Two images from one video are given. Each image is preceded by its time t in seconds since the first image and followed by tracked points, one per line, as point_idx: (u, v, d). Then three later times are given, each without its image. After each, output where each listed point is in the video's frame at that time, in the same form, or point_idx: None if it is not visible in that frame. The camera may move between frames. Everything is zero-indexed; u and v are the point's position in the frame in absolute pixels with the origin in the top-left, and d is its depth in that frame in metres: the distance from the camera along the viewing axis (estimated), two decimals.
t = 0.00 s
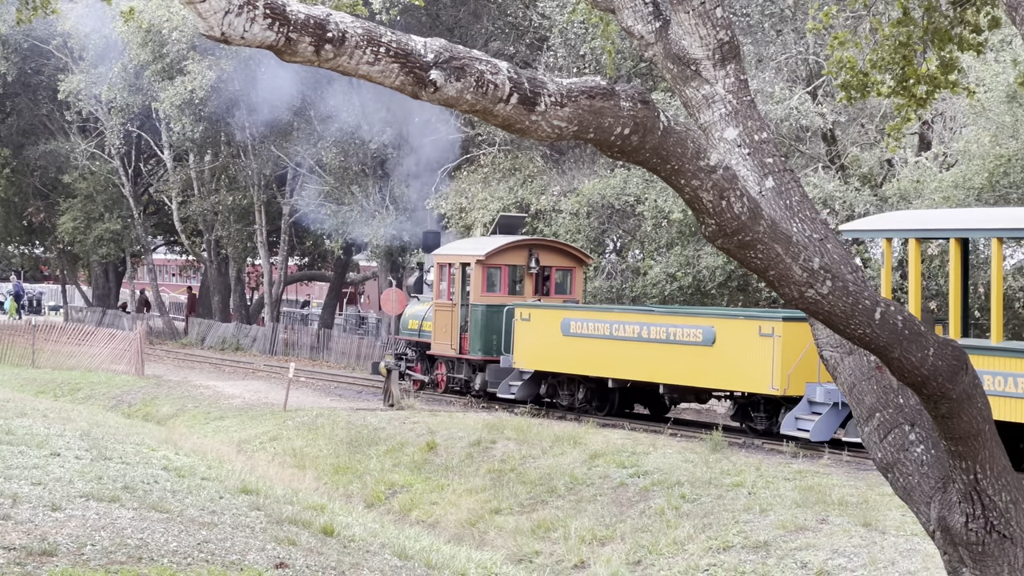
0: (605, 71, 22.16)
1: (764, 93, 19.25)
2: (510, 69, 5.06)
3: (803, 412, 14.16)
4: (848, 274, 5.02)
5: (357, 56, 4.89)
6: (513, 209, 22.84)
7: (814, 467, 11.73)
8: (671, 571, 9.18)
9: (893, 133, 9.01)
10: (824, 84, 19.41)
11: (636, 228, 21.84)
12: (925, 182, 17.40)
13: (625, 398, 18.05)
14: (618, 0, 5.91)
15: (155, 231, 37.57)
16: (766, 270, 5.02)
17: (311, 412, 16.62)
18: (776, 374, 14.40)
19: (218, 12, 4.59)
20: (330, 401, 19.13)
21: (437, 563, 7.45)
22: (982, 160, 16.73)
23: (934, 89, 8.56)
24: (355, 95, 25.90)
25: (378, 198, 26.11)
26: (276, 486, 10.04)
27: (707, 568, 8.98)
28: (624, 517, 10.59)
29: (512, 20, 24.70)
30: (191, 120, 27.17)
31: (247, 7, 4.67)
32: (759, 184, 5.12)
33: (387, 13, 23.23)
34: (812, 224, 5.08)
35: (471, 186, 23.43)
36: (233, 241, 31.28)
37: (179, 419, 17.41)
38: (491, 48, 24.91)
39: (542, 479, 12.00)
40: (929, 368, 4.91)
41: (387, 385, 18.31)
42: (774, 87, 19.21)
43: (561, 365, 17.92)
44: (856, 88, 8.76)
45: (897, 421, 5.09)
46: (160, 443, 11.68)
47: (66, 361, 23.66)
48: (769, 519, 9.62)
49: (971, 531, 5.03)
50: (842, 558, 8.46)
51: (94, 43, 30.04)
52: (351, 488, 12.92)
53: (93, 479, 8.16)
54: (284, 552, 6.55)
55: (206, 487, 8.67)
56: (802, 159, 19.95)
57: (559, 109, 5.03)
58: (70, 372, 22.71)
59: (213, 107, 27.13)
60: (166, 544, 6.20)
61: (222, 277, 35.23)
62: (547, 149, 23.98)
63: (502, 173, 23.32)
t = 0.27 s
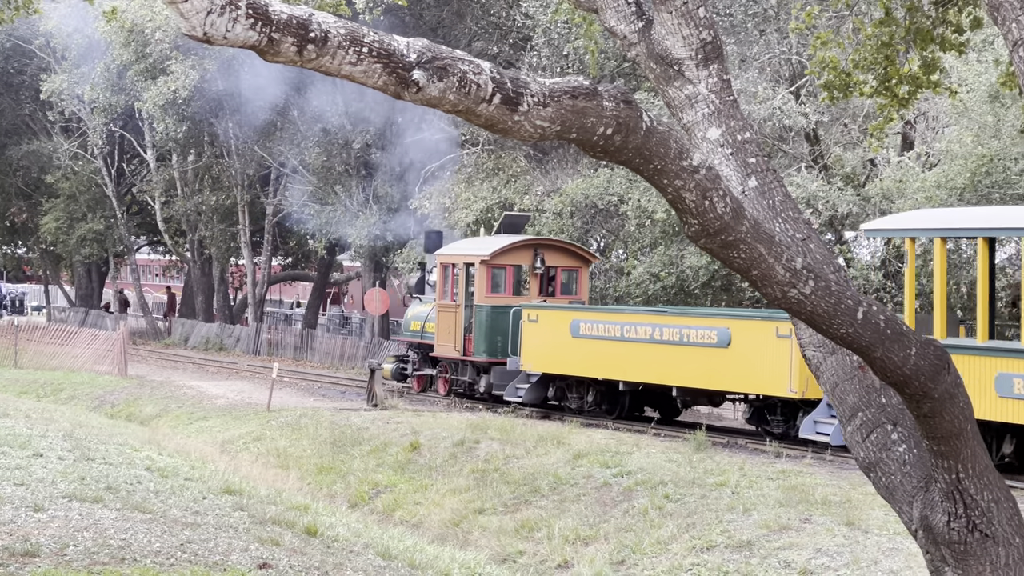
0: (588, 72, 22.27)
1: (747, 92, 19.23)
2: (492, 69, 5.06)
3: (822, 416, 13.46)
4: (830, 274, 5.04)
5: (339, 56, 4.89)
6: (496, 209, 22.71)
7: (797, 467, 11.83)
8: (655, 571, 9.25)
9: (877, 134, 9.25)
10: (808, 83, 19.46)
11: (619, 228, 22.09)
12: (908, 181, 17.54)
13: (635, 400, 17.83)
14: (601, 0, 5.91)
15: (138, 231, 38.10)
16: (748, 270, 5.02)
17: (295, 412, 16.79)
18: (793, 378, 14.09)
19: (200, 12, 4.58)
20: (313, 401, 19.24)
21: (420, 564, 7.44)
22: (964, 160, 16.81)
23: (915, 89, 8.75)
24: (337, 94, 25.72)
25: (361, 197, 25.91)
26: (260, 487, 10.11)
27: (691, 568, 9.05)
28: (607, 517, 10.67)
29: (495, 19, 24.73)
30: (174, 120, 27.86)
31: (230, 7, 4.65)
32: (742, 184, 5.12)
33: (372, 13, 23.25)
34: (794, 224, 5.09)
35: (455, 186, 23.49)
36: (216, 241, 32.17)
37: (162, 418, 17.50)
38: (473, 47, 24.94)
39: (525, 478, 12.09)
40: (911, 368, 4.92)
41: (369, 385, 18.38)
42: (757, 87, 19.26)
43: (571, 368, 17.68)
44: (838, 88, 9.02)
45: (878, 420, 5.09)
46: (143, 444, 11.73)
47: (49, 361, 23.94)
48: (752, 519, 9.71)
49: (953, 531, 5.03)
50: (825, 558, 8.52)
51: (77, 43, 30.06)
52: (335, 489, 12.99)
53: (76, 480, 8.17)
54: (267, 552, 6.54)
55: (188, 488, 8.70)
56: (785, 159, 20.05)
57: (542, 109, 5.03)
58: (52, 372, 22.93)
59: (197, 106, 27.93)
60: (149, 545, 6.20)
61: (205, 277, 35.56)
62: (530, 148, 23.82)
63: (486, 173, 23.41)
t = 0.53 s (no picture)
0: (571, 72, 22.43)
1: (729, 93, 19.26)
2: (473, 70, 5.06)
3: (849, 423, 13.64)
4: (812, 274, 5.04)
5: (320, 57, 4.89)
6: (479, 209, 23.07)
7: (780, 467, 11.97)
8: (638, 571, 9.33)
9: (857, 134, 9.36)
10: (790, 84, 19.51)
11: (601, 229, 22.25)
12: (890, 182, 17.72)
13: (646, 404, 17.55)
14: (583, 1, 5.92)
15: (121, 232, 38.36)
16: (730, 270, 5.03)
17: (277, 413, 16.96)
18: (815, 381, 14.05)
19: (181, 14, 4.58)
20: (296, 401, 19.44)
21: (403, 565, 7.42)
22: (947, 160, 16.92)
23: (896, 90, 8.84)
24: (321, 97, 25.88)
25: (344, 198, 26.18)
26: (243, 488, 10.19)
27: (673, 568, 9.13)
28: (591, 518, 10.75)
29: (478, 20, 24.86)
30: (158, 122, 27.86)
31: (211, 8, 4.66)
32: (723, 184, 5.13)
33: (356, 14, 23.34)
34: (776, 225, 5.09)
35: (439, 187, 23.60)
36: (198, 241, 32.27)
37: (145, 420, 17.51)
38: (456, 48, 25.08)
39: (508, 479, 12.18)
40: (892, 368, 4.93)
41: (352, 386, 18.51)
42: (739, 87, 19.33)
43: (582, 371, 17.36)
44: (819, 89, 9.09)
45: (861, 420, 5.10)
46: (126, 445, 11.77)
47: (31, 362, 24.12)
48: (735, 519, 9.81)
49: (934, 530, 5.04)
50: (807, 557, 8.60)
51: (58, 44, 30.07)
52: (318, 490, 13.09)
53: (58, 482, 8.19)
54: (250, 554, 6.56)
55: (170, 489, 8.74)
56: (767, 159, 20.02)
57: (523, 110, 5.04)
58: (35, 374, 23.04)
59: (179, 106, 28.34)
60: (131, 546, 6.20)
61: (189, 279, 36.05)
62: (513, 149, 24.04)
63: (469, 173, 23.61)
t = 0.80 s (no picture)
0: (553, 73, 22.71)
1: (712, 93, 19.52)
2: (454, 71, 5.06)
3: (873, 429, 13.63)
4: (793, 274, 5.05)
5: (301, 58, 4.88)
6: (461, 210, 23.63)
7: (762, 467, 12.12)
8: (621, 571, 9.38)
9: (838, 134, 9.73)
10: (771, 85, 19.63)
11: (584, 229, 22.40)
12: (871, 182, 17.90)
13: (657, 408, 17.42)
14: (564, 0, 5.88)
15: (103, 232, 38.61)
16: (712, 270, 5.03)
17: (259, 414, 17.11)
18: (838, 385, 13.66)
19: (162, 14, 4.58)
20: (279, 402, 19.64)
21: (386, 565, 7.42)
22: (927, 160, 17.19)
23: (877, 90, 9.18)
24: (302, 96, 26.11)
25: (326, 199, 26.28)
26: (224, 489, 10.26)
27: (656, 568, 9.17)
28: (574, 518, 10.79)
29: (459, 21, 24.86)
30: (139, 122, 28.48)
31: (191, 9, 4.65)
32: (705, 185, 5.14)
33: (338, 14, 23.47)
34: (757, 225, 5.09)
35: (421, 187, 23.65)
36: (180, 242, 32.99)
37: (127, 421, 17.52)
38: (438, 49, 25.20)
39: (491, 480, 12.25)
40: (873, 368, 4.94)
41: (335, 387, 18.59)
42: (721, 88, 19.46)
43: (593, 373, 17.23)
44: (800, 89, 9.41)
45: (842, 420, 5.11)
46: (107, 447, 11.80)
47: (13, 364, 24.19)
48: (718, 519, 9.88)
49: (916, 529, 5.05)
50: (789, 557, 8.64)
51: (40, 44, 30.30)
52: (301, 491, 13.17)
53: (40, 483, 8.21)
54: (232, 555, 6.58)
55: (151, 490, 8.79)
56: (749, 159, 20.18)
57: (504, 111, 5.04)
58: (18, 375, 23.17)
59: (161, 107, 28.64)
60: (112, 548, 6.20)
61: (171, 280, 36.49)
62: (496, 150, 24.20)
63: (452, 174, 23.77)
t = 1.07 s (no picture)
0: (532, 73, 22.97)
1: (692, 93, 19.57)
2: (433, 71, 5.05)
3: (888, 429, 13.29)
4: (772, 274, 5.05)
5: (280, 59, 4.88)
6: (441, 210, 23.63)
7: (742, 467, 12.30)
8: (601, 571, 9.49)
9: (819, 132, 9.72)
10: (751, 84, 19.59)
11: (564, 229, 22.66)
12: (852, 182, 17.86)
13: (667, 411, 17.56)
14: (544, 1, 5.89)
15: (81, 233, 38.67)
16: (691, 270, 5.03)
17: (239, 415, 17.26)
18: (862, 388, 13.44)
19: (139, 12, 4.53)
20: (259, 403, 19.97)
21: (367, 566, 7.48)
22: (907, 161, 17.29)
23: (857, 90, 9.13)
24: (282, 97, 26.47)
25: (306, 199, 26.64)
26: (204, 489, 10.39)
27: (636, 568, 9.27)
28: (554, 519, 10.92)
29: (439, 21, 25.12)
30: (118, 123, 28.83)
31: (170, 8, 4.62)
32: (684, 185, 5.14)
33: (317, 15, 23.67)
34: (737, 225, 5.10)
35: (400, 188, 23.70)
36: (160, 242, 33.63)
37: (105, 422, 17.56)
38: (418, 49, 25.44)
39: (471, 481, 12.44)
40: (853, 367, 4.95)
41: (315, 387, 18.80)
42: (702, 88, 19.60)
43: (603, 376, 17.09)
44: (780, 89, 9.35)
45: (821, 420, 5.12)
46: (85, 448, 11.84)
47: None
48: (698, 519, 10.00)
49: (894, 529, 5.06)
50: (769, 556, 8.73)
51: (18, 45, 30.53)
52: (281, 491, 13.25)
53: (20, 484, 8.24)
54: (212, 556, 6.68)
55: (130, 492, 8.85)
56: (729, 159, 20.13)
57: (483, 111, 5.05)
58: None
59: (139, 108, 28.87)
60: (92, 549, 6.26)
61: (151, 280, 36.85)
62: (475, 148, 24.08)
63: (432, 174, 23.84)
